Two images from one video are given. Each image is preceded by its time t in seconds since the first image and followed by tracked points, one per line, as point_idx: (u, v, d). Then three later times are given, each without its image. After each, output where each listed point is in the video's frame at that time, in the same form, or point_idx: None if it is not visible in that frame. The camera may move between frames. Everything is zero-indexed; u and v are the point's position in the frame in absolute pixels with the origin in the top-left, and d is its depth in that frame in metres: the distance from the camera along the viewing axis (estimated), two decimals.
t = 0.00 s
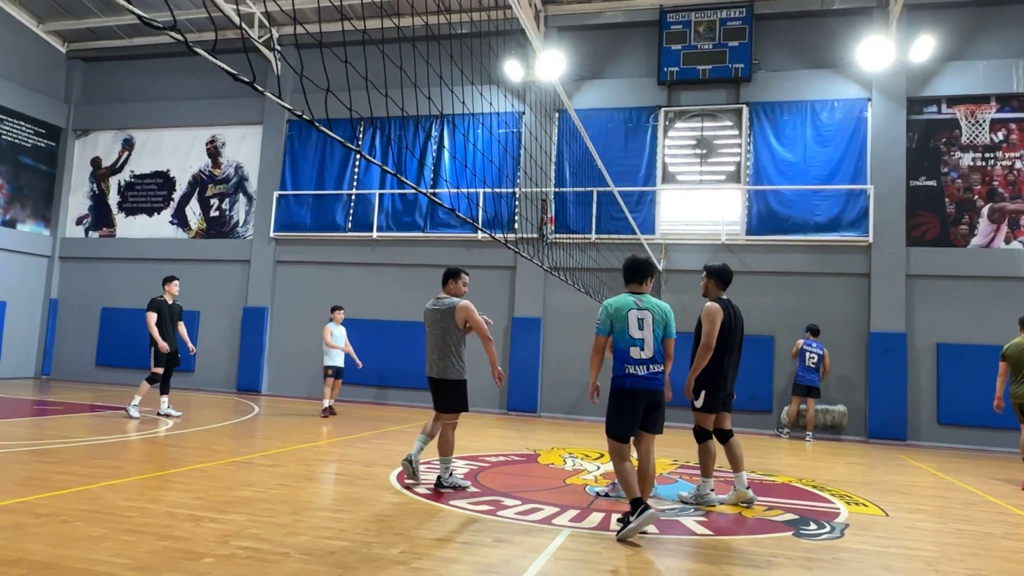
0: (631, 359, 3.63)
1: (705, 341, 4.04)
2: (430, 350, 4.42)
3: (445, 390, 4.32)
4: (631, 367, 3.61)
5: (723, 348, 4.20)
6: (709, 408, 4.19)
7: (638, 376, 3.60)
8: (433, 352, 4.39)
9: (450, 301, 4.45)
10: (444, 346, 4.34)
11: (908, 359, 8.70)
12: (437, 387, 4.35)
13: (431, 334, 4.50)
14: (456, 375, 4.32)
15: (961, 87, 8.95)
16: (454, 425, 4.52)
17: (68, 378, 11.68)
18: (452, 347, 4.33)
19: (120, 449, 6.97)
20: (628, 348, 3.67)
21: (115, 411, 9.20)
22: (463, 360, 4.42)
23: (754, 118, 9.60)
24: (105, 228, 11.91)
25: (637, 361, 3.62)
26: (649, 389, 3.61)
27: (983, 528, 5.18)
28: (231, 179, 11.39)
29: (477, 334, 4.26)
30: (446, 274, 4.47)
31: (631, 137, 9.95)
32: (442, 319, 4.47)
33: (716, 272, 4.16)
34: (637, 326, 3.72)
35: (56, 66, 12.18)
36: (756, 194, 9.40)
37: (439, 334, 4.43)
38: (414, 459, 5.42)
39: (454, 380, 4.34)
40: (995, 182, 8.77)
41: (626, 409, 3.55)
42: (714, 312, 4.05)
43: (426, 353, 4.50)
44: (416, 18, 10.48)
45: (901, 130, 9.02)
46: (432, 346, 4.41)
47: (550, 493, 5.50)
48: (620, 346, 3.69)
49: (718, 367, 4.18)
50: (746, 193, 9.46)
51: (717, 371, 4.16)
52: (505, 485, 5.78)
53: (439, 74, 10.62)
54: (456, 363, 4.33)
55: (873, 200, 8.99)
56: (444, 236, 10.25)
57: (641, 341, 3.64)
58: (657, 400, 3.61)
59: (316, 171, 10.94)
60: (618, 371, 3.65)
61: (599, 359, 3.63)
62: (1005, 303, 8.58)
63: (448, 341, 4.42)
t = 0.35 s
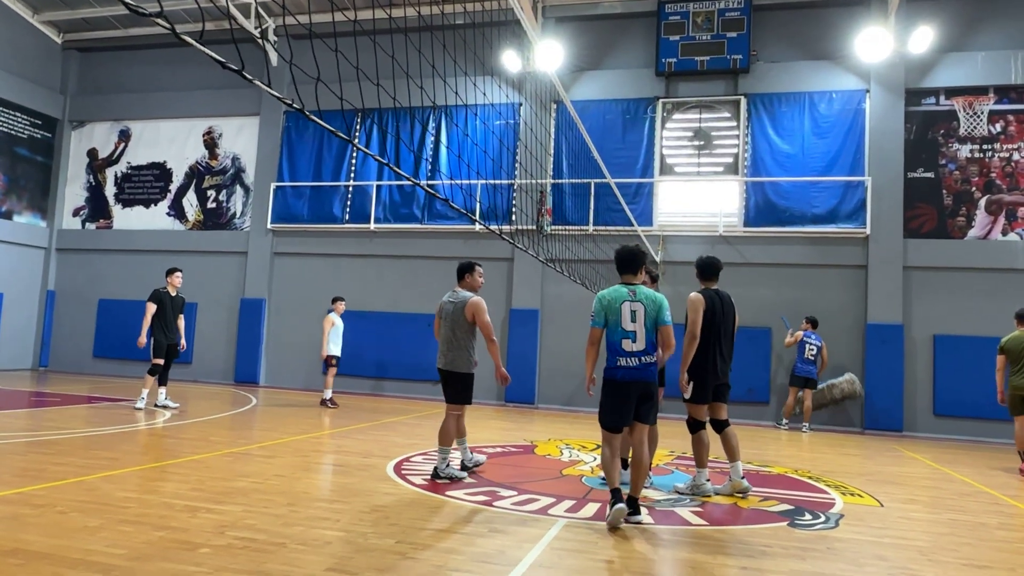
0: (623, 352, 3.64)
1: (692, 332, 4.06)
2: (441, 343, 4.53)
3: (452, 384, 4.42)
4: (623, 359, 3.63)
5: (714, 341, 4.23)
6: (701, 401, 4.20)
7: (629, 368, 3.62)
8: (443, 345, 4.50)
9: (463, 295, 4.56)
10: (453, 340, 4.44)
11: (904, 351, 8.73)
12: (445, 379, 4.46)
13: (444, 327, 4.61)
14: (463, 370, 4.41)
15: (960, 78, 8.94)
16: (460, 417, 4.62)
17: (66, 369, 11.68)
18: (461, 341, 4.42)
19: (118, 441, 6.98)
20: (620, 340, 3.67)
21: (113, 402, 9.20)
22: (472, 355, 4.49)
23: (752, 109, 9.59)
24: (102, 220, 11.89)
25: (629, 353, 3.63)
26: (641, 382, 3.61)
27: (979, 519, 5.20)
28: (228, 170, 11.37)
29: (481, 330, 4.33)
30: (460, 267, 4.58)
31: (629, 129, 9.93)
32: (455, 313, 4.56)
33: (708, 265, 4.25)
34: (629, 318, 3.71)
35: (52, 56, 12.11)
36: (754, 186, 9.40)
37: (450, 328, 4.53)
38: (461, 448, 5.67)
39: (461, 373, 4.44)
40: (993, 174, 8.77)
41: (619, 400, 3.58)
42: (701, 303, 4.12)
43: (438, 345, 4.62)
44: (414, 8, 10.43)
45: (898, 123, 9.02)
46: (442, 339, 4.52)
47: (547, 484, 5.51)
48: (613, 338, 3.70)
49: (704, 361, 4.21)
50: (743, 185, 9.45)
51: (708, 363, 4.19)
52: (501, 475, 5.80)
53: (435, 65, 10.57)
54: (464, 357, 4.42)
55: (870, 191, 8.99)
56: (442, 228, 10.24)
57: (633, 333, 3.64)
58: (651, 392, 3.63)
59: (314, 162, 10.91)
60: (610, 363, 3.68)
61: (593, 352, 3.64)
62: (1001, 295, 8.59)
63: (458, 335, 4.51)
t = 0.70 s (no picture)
0: (603, 343, 3.66)
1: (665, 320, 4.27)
2: (447, 338, 4.63)
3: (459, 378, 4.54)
4: (602, 351, 3.65)
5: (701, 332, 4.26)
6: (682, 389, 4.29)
7: (609, 359, 3.64)
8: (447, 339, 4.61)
9: (463, 291, 4.61)
10: (458, 334, 4.54)
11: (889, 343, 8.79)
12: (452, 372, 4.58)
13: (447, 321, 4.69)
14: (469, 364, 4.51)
15: (947, 71, 8.99)
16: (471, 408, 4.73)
17: (52, 361, 11.61)
18: (465, 336, 4.51)
19: (104, 433, 6.95)
20: (601, 331, 3.69)
21: (99, 394, 9.15)
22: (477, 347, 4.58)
23: (741, 102, 9.60)
24: (88, 212, 11.79)
25: (609, 344, 3.65)
26: (622, 373, 3.63)
27: (960, 509, 5.25)
28: (216, 161, 11.29)
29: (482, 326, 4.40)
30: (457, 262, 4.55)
31: (618, 121, 9.93)
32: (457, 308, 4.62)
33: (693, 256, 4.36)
34: (610, 308, 3.73)
35: (37, 45, 11.98)
36: (742, 178, 9.42)
37: (454, 323, 4.60)
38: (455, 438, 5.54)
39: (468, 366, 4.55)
40: (979, 167, 8.83)
41: (600, 392, 3.59)
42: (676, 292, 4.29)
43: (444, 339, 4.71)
44: None
45: (885, 116, 9.06)
46: (447, 334, 4.62)
47: (534, 475, 5.53)
48: (594, 329, 3.71)
49: (679, 352, 4.30)
50: (732, 177, 9.47)
51: (689, 352, 4.26)
52: (488, 466, 5.81)
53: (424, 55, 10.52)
54: (469, 350, 4.51)
55: (857, 184, 9.03)
56: (431, 220, 10.20)
57: (615, 324, 3.65)
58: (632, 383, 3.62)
59: (302, 154, 10.85)
60: (590, 355, 3.69)
61: (574, 344, 3.63)
62: (986, 287, 8.66)
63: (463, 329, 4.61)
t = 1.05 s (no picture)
0: (564, 331, 3.67)
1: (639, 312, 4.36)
2: (424, 328, 4.60)
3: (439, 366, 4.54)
4: (564, 339, 3.66)
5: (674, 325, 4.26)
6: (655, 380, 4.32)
7: (572, 347, 3.65)
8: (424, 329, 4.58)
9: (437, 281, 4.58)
10: (436, 324, 4.53)
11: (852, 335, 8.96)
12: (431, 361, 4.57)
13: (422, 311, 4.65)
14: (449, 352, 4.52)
15: (909, 69, 9.16)
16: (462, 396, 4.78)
17: (11, 353, 11.33)
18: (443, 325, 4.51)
19: (64, 426, 6.80)
20: (562, 319, 3.70)
21: (59, 387, 8.94)
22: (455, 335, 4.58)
23: (709, 96, 9.68)
24: (48, 200, 11.51)
25: (570, 331, 3.66)
26: (585, 360, 3.63)
27: (915, 496, 5.38)
28: (181, 150, 11.09)
29: (461, 314, 4.40)
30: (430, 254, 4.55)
31: (588, 113, 9.95)
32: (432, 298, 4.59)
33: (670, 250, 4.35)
34: (570, 295, 3.73)
35: None
36: (710, 172, 9.50)
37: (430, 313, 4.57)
38: (425, 433, 5.50)
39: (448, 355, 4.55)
40: (939, 163, 9.01)
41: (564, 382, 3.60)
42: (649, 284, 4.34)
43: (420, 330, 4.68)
44: None
45: (848, 112, 9.20)
46: (424, 324, 4.59)
47: (499, 466, 5.54)
48: (555, 319, 3.73)
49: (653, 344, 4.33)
50: (700, 171, 9.54)
51: (660, 343, 4.28)
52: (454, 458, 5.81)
53: (393, 45, 10.43)
54: (448, 339, 4.52)
55: (822, 178, 9.17)
56: (401, 211, 10.14)
57: (574, 310, 3.66)
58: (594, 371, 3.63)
59: (269, 143, 10.71)
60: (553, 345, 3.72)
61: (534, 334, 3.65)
62: (945, 280, 8.87)
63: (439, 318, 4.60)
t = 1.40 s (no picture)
0: (486, 320, 3.52)
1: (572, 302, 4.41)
2: (359, 317, 4.44)
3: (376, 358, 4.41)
4: (484, 328, 3.52)
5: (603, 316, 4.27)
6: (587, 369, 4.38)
7: (493, 337, 3.50)
8: (360, 319, 4.43)
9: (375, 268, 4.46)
10: (375, 313, 4.40)
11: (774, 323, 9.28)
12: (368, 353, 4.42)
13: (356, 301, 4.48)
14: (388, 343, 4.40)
15: (828, 68, 9.53)
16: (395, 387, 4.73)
17: None
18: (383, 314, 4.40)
19: None
20: (485, 308, 3.54)
21: None
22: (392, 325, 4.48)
23: (640, 89, 9.83)
24: None
25: (490, 320, 3.50)
26: (507, 350, 3.46)
27: (825, 477, 5.61)
28: (97, 131, 10.57)
29: (403, 305, 4.33)
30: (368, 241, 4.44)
31: (521, 103, 9.98)
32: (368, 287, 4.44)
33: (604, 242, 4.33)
34: (494, 283, 3.55)
35: None
36: (640, 164, 9.65)
37: (367, 301, 4.43)
38: (349, 422, 5.43)
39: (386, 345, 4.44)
40: (855, 160, 9.39)
41: (489, 372, 3.49)
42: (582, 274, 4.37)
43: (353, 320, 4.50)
44: None
45: (771, 108, 9.50)
46: (360, 314, 4.43)
47: (425, 455, 5.49)
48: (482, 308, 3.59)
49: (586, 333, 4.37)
50: (631, 163, 9.68)
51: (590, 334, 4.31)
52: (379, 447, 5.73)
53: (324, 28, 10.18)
54: (386, 329, 4.42)
55: (746, 173, 9.44)
56: (331, 198, 9.95)
57: (493, 299, 3.48)
58: (525, 360, 3.43)
59: (192, 126, 10.32)
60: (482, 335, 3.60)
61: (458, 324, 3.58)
62: (859, 272, 9.29)
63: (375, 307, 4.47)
